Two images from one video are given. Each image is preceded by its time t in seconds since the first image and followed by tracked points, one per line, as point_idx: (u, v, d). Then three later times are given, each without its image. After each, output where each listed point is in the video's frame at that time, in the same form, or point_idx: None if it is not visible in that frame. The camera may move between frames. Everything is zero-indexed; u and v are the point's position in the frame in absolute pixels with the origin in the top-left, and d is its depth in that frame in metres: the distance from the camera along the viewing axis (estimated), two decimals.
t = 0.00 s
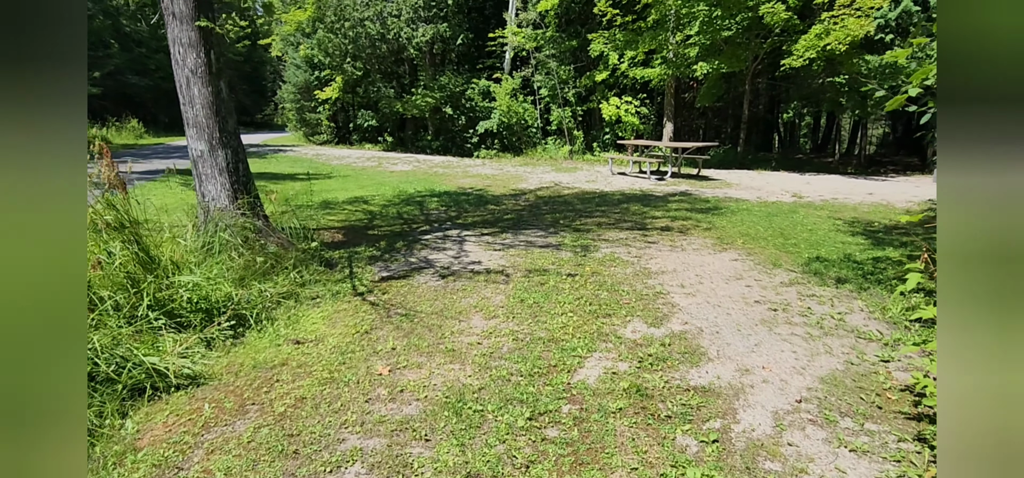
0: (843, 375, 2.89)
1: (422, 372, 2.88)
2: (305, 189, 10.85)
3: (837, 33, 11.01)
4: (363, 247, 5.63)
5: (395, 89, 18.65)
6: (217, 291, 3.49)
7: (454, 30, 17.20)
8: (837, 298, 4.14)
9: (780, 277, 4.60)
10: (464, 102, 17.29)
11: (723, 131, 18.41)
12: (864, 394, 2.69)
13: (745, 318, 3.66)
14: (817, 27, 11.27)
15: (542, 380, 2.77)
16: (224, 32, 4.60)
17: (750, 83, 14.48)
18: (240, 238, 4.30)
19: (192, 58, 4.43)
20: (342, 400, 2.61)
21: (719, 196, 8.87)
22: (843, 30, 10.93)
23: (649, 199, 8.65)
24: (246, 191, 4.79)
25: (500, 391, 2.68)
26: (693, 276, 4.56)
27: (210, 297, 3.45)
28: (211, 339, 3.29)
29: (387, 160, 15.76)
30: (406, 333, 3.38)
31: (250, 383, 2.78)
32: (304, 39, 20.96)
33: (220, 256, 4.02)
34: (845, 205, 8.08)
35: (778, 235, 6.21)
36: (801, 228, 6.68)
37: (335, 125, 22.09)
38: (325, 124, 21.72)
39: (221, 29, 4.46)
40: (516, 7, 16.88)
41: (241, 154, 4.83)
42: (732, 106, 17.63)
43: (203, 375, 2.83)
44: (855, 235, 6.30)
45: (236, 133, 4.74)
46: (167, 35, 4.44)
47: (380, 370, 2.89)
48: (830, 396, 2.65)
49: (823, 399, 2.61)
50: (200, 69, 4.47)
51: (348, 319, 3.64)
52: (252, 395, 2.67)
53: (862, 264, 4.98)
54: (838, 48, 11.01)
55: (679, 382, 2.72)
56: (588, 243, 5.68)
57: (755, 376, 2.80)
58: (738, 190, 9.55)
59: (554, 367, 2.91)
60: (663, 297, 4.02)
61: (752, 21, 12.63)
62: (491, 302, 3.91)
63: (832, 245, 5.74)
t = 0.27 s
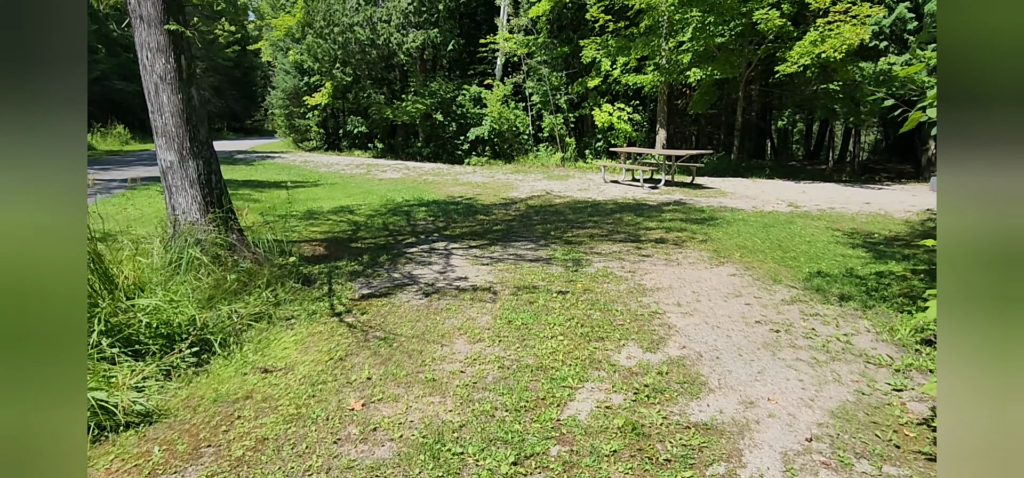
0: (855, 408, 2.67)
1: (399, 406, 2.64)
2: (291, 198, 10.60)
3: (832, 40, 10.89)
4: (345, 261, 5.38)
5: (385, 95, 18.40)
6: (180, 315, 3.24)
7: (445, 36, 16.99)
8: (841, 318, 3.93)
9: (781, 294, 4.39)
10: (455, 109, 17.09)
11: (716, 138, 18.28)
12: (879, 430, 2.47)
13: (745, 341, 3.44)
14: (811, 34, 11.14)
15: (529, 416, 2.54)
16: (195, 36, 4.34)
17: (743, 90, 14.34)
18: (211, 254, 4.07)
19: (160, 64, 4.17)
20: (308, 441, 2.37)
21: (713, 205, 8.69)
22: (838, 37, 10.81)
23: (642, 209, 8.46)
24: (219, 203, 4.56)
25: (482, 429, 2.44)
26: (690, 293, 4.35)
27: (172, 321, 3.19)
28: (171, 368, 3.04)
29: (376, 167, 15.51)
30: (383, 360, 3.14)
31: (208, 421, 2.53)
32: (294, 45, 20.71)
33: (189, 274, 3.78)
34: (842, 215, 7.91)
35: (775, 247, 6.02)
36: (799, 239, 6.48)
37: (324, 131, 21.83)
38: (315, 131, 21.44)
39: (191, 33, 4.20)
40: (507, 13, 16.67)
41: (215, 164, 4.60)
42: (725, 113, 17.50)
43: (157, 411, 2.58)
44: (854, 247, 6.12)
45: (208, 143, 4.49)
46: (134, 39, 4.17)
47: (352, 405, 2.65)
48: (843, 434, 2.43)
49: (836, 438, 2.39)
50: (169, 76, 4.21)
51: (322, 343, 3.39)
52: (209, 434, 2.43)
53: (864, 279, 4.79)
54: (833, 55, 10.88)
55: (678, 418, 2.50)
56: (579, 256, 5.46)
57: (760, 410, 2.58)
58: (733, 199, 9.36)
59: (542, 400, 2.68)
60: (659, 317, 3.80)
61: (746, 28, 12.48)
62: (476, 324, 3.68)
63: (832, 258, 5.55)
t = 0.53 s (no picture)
0: (866, 435, 2.46)
1: (369, 436, 2.40)
2: (274, 204, 10.34)
3: (825, 44, 10.76)
4: (323, 271, 5.13)
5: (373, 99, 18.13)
6: (133, 334, 2.97)
7: (433, 40, 16.78)
8: (844, 332, 3.73)
9: (780, 306, 4.18)
10: (444, 114, 16.87)
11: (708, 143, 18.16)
12: (896, 461, 2.26)
13: (745, 359, 3.23)
14: (804, 38, 11.02)
15: (512, 447, 2.31)
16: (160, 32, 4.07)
17: (734, 95, 14.22)
18: (175, 265, 3.82)
19: (123, 62, 3.90)
20: None
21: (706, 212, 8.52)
22: (832, 41, 10.69)
23: (633, 215, 8.27)
24: (187, 211, 4.31)
25: (459, 463, 2.21)
26: (684, 305, 4.14)
27: (123, 341, 2.93)
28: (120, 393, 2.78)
29: (363, 173, 15.24)
30: (355, 382, 2.89)
31: (156, 455, 2.28)
32: (280, 48, 20.44)
33: (149, 287, 3.52)
34: (837, 222, 7.75)
35: (771, 255, 5.83)
36: (794, 247, 6.30)
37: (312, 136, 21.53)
38: (302, 135, 21.14)
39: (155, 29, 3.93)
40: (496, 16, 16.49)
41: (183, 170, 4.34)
42: (717, 118, 17.37)
43: (98, 444, 2.33)
44: (852, 255, 5.94)
45: (175, 146, 4.24)
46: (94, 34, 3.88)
47: (317, 434, 2.41)
48: (856, 466, 2.21)
49: (849, 471, 2.18)
50: (132, 75, 3.94)
51: (290, 362, 3.14)
52: (153, 471, 2.18)
53: (865, 289, 4.60)
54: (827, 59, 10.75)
55: (675, 449, 2.28)
56: (568, 266, 5.24)
57: (765, 440, 2.36)
58: (726, 206, 9.18)
59: (527, 428, 2.45)
60: (652, 332, 3.59)
61: (737, 32, 12.35)
62: (458, 340, 3.44)
63: (830, 267, 5.36)
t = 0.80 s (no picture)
0: (876, 473, 2.24)
1: None
2: (254, 212, 10.05)
3: (816, 48, 10.66)
4: (296, 286, 4.87)
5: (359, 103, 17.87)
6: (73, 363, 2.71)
7: (419, 44, 16.56)
8: (845, 351, 3.52)
9: (776, 323, 3.97)
10: (430, 118, 16.63)
11: (696, 148, 18.04)
12: None
13: (741, 383, 3.00)
14: (794, 42, 10.91)
15: None
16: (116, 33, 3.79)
17: (723, 100, 14.11)
18: (131, 283, 3.56)
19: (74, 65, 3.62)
20: None
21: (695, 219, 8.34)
22: (823, 45, 10.59)
23: (622, 224, 8.07)
24: (146, 223, 4.04)
25: None
26: (676, 322, 3.92)
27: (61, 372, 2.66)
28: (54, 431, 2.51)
29: (347, 179, 14.98)
30: (317, 414, 2.64)
31: None
32: (265, 52, 20.14)
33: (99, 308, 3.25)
34: (829, 230, 7.59)
35: (764, 266, 5.64)
36: (787, 256, 6.12)
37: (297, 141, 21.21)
38: (287, 140, 20.83)
39: (109, 29, 3.65)
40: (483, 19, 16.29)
41: (141, 180, 4.07)
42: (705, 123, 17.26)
43: None
44: (846, 266, 5.76)
45: (133, 155, 3.97)
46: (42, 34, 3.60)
47: None
48: None
49: None
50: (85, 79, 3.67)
51: (249, 391, 2.89)
52: None
53: (863, 303, 4.41)
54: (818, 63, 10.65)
55: None
56: (554, 279, 5.02)
57: None
58: (716, 213, 9.01)
59: (503, 470, 2.21)
60: (642, 353, 3.35)
61: (726, 36, 12.24)
62: (434, 364, 3.19)
63: (825, 279, 5.17)
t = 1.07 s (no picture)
0: None
1: None
2: (229, 217, 9.73)
3: (803, 48, 10.60)
4: (265, 297, 4.61)
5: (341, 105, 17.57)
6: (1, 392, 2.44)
7: (402, 44, 16.32)
8: (843, 367, 3.34)
9: (770, 336, 3.79)
10: (413, 120, 16.35)
11: (682, 151, 17.94)
12: None
13: (736, 405, 2.80)
14: (780, 43, 10.83)
15: None
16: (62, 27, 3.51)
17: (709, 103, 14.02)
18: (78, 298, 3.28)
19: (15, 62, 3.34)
20: None
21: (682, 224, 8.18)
22: (810, 45, 10.53)
23: (608, 228, 7.88)
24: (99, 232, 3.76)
25: None
26: (665, 337, 3.72)
27: None
28: None
29: (328, 182, 14.67)
30: (275, 448, 2.40)
31: None
32: (244, 52, 19.76)
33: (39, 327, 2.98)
34: (818, 235, 7.47)
35: (754, 273, 5.48)
36: (777, 263, 5.96)
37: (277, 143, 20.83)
38: (267, 143, 20.45)
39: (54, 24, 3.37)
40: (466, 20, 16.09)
41: (95, 186, 3.79)
42: (691, 125, 17.17)
43: None
44: (838, 272, 5.61)
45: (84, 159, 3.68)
46: None
47: None
48: None
49: None
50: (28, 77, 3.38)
51: (202, 420, 2.63)
52: None
53: (858, 313, 4.26)
54: (805, 63, 10.59)
55: None
56: (538, 289, 4.81)
57: None
58: (703, 217, 8.85)
59: None
60: (630, 372, 3.15)
61: (711, 37, 12.14)
62: (406, 387, 2.96)
63: (817, 287, 5.01)
